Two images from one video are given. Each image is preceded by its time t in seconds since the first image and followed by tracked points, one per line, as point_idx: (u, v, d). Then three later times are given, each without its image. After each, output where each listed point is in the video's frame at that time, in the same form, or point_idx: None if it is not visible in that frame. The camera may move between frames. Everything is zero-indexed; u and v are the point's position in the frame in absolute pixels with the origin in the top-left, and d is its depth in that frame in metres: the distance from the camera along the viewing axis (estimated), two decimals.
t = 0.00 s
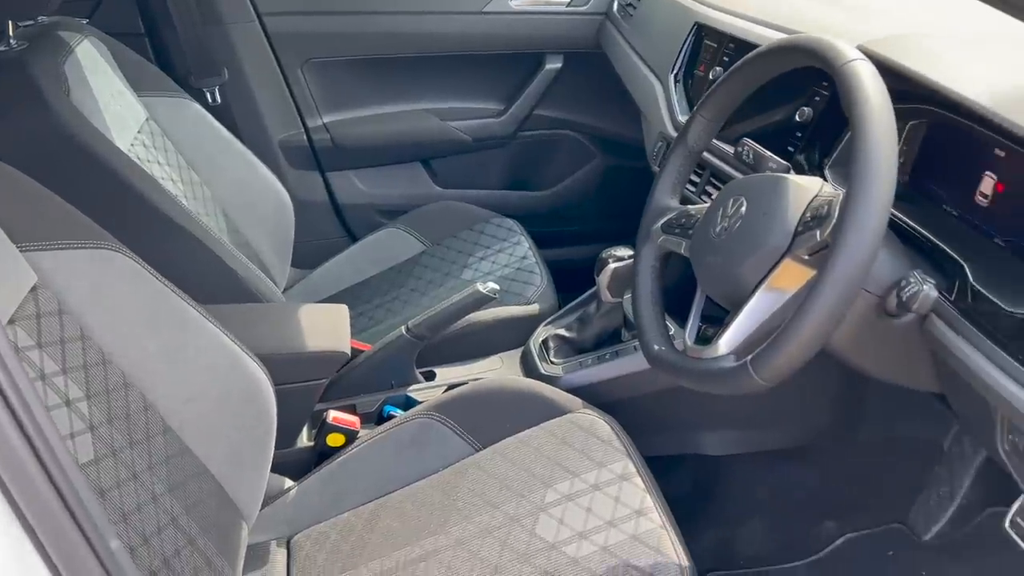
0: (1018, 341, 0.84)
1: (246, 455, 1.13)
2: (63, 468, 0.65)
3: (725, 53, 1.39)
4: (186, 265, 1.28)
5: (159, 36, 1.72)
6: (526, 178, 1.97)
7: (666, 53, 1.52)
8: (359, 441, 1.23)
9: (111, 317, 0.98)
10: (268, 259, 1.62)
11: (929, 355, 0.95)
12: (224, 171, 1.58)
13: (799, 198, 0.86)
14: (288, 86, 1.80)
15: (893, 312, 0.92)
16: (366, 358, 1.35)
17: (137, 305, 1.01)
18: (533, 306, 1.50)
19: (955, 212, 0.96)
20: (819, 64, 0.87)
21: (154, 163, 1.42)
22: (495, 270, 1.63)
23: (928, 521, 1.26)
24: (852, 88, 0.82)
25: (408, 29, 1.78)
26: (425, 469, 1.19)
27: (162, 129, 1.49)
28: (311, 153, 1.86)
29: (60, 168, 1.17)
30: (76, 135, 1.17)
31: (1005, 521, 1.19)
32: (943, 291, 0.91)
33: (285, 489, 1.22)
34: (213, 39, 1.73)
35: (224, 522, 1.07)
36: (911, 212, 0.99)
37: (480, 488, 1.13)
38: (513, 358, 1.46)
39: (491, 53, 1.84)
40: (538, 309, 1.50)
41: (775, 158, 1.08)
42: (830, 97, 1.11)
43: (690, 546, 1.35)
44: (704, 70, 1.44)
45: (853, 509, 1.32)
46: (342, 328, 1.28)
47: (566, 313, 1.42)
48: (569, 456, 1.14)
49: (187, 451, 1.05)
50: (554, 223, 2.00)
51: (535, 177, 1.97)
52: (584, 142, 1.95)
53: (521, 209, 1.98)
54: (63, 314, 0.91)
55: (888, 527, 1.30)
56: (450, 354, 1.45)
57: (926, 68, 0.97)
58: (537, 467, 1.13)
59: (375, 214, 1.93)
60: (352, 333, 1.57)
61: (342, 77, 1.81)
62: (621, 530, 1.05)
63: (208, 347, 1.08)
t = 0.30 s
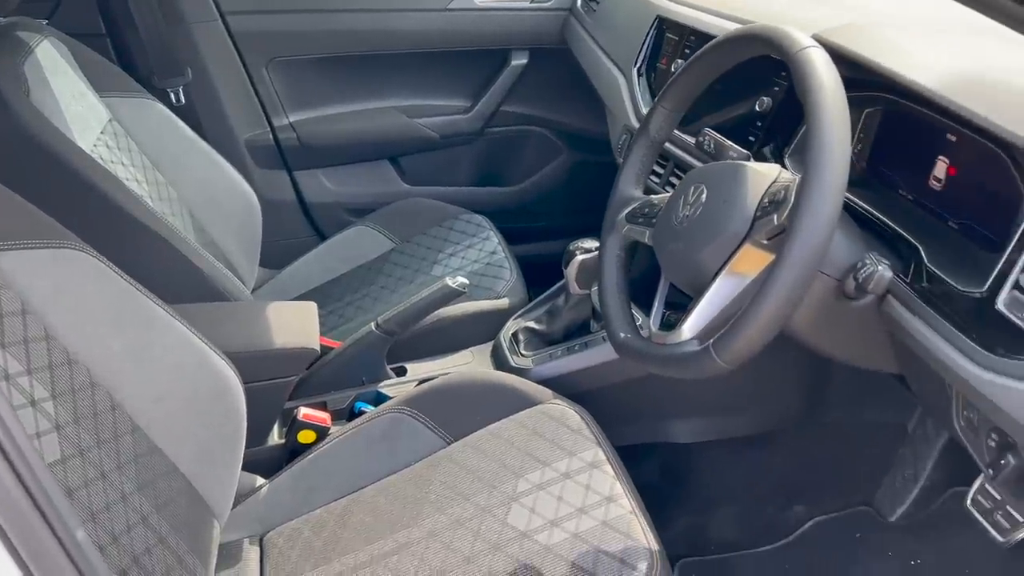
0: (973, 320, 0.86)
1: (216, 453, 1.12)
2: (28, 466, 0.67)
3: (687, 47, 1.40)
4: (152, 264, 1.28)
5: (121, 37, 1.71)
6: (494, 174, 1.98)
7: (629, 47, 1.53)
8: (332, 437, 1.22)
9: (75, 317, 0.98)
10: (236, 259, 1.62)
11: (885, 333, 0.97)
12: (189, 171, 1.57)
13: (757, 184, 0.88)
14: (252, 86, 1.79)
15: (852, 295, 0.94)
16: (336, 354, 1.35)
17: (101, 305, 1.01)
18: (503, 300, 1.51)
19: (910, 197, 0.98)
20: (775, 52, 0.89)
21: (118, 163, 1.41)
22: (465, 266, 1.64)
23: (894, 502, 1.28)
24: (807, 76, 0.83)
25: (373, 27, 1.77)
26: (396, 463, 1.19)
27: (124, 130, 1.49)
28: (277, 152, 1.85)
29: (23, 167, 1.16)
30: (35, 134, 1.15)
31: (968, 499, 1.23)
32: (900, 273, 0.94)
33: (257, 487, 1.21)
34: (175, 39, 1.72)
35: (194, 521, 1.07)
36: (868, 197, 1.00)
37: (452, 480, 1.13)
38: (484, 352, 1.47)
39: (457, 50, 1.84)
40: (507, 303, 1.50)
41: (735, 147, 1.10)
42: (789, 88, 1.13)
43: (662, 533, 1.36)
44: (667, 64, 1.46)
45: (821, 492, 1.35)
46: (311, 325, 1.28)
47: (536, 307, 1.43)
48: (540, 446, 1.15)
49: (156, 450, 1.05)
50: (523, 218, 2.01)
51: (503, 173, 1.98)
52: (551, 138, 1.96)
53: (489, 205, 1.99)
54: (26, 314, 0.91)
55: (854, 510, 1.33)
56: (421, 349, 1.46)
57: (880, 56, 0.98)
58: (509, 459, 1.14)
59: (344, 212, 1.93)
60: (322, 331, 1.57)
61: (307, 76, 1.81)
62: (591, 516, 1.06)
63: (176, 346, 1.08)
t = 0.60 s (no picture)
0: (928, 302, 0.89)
1: (190, 452, 1.12)
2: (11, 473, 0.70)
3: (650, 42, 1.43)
4: (122, 266, 1.28)
5: (86, 40, 1.71)
6: (464, 172, 2.00)
7: (593, 43, 1.55)
8: (306, 433, 1.23)
9: (45, 318, 0.98)
10: (206, 262, 1.61)
11: (842, 316, 1.01)
12: (157, 174, 1.57)
13: (717, 172, 0.90)
14: (220, 87, 1.79)
15: (811, 279, 0.97)
16: (308, 352, 1.36)
17: (71, 306, 1.01)
18: (475, 295, 1.52)
19: (865, 183, 1.00)
20: (730, 44, 0.91)
21: (85, 166, 1.41)
22: (436, 262, 1.65)
23: (860, 484, 1.32)
24: (762, 66, 0.86)
25: (340, 27, 1.78)
26: (370, 458, 1.20)
27: (90, 132, 1.49)
28: (246, 153, 1.85)
29: None
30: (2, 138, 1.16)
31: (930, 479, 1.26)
32: (856, 257, 0.97)
33: (232, 485, 1.21)
34: (141, 42, 1.72)
35: (170, 520, 1.07)
36: (826, 184, 1.03)
37: (426, 472, 1.14)
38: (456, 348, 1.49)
39: (425, 49, 1.85)
40: (479, 297, 1.52)
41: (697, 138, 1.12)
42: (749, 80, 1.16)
43: (635, 520, 1.38)
44: (631, 59, 1.48)
45: (790, 476, 1.37)
46: (283, 324, 1.28)
47: (506, 300, 1.44)
48: (512, 437, 1.17)
49: (129, 450, 1.05)
50: (494, 215, 2.03)
51: (473, 170, 2.00)
52: (521, 136, 1.98)
53: (460, 203, 2.00)
54: None
55: (822, 494, 1.36)
56: (394, 346, 1.47)
57: (836, 46, 1.01)
58: (483, 450, 1.16)
59: (315, 212, 1.94)
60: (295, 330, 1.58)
61: (275, 77, 1.81)
62: (564, 503, 1.08)
63: (147, 345, 1.08)
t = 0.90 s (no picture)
0: (883, 281, 0.93)
1: (171, 446, 1.14)
2: None
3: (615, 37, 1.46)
4: (98, 266, 1.29)
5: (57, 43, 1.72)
6: (437, 169, 2.02)
7: (560, 39, 1.58)
8: (286, 425, 1.25)
9: (24, 313, 0.99)
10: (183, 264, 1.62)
11: (802, 296, 1.05)
12: (131, 176, 1.58)
13: (679, 158, 0.94)
14: (192, 88, 1.81)
15: (771, 262, 1.00)
16: (285, 347, 1.38)
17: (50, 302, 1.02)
18: (449, 288, 1.55)
19: (823, 168, 1.05)
20: (690, 37, 0.94)
21: (60, 167, 1.42)
22: (411, 258, 1.68)
23: (827, 464, 1.36)
24: (720, 58, 0.89)
25: (312, 28, 1.80)
26: (348, 448, 1.22)
27: (63, 135, 1.50)
28: (219, 154, 1.87)
29: None
30: None
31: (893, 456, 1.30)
32: (813, 239, 1.01)
33: (212, 478, 1.23)
34: (113, 44, 1.73)
35: (152, 513, 1.08)
36: (787, 171, 1.08)
37: (404, 460, 1.17)
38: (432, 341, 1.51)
39: (396, 48, 1.87)
40: (454, 291, 1.55)
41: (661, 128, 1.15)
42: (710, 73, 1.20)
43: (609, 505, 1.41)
44: (597, 54, 1.51)
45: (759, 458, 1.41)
46: (260, 319, 1.29)
47: (480, 293, 1.47)
48: (488, 423, 1.20)
49: (111, 444, 1.06)
50: (467, 211, 2.06)
51: (446, 167, 2.03)
52: (492, 133, 2.01)
53: (433, 200, 2.03)
54: None
55: (791, 474, 1.39)
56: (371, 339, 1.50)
57: (792, 38, 1.04)
58: (459, 437, 1.18)
59: (289, 211, 1.96)
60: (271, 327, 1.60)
61: (248, 78, 1.83)
62: (539, 485, 1.11)
63: (126, 341, 1.10)
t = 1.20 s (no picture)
0: (834, 258, 0.98)
1: (157, 434, 1.18)
2: None
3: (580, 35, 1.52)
4: (80, 262, 1.32)
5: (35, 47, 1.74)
6: (412, 167, 2.06)
7: (528, 38, 1.63)
8: (269, 413, 1.28)
9: (12, 304, 1.01)
10: (164, 262, 1.65)
11: (760, 274, 1.10)
12: (111, 176, 1.61)
13: (640, 145, 1.00)
14: (169, 90, 1.84)
15: (729, 242, 1.06)
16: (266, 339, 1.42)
17: (37, 293, 1.06)
18: (426, 281, 1.59)
19: (778, 154, 1.10)
20: (647, 30, 0.99)
21: (41, 167, 1.46)
22: (388, 253, 1.72)
23: (793, 443, 1.41)
24: (677, 50, 0.94)
25: (287, 29, 1.84)
26: (329, 435, 1.26)
27: (43, 136, 1.53)
28: (197, 154, 1.90)
29: None
30: None
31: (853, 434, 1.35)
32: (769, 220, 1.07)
33: (197, 466, 1.27)
34: (90, 47, 1.76)
35: (139, 499, 1.10)
36: (744, 158, 1.13)
37: (385, 443, 1.21)
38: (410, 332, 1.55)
39: (370, 49, 1.92)
40: (430, 283, 1.59)
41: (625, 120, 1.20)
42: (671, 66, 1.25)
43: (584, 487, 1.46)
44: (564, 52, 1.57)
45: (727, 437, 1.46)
46: (242, 311, 1.33)
47: (455, 284, 1.51)
48: (465, 406, 1.24)
49: (99, 431, 1.07)
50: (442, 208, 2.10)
51: (421, 165, 2.07)
52: (465, 131, 2.06)
53: (409, 198, 2.07)
54: None
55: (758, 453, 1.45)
56: (350, 331, 1.53)
57: (747, 32, 1.10)
58: (437, 420, 1.23)
59: (267, 210, 1.99)
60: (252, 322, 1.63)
61: (224, 79, 1.87)
62: (515, 462, 1.15)
63: (111, 331, 1.14)
